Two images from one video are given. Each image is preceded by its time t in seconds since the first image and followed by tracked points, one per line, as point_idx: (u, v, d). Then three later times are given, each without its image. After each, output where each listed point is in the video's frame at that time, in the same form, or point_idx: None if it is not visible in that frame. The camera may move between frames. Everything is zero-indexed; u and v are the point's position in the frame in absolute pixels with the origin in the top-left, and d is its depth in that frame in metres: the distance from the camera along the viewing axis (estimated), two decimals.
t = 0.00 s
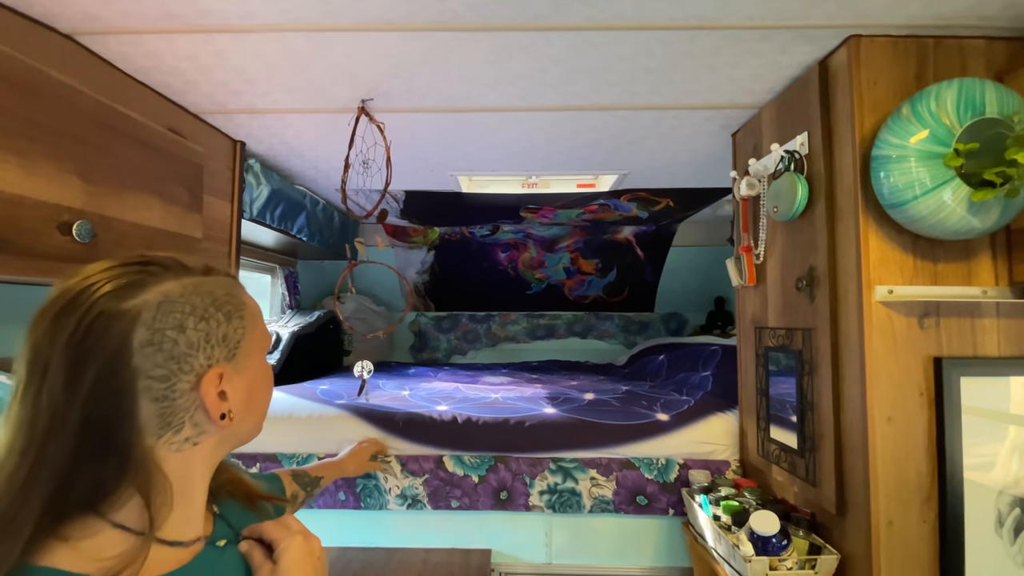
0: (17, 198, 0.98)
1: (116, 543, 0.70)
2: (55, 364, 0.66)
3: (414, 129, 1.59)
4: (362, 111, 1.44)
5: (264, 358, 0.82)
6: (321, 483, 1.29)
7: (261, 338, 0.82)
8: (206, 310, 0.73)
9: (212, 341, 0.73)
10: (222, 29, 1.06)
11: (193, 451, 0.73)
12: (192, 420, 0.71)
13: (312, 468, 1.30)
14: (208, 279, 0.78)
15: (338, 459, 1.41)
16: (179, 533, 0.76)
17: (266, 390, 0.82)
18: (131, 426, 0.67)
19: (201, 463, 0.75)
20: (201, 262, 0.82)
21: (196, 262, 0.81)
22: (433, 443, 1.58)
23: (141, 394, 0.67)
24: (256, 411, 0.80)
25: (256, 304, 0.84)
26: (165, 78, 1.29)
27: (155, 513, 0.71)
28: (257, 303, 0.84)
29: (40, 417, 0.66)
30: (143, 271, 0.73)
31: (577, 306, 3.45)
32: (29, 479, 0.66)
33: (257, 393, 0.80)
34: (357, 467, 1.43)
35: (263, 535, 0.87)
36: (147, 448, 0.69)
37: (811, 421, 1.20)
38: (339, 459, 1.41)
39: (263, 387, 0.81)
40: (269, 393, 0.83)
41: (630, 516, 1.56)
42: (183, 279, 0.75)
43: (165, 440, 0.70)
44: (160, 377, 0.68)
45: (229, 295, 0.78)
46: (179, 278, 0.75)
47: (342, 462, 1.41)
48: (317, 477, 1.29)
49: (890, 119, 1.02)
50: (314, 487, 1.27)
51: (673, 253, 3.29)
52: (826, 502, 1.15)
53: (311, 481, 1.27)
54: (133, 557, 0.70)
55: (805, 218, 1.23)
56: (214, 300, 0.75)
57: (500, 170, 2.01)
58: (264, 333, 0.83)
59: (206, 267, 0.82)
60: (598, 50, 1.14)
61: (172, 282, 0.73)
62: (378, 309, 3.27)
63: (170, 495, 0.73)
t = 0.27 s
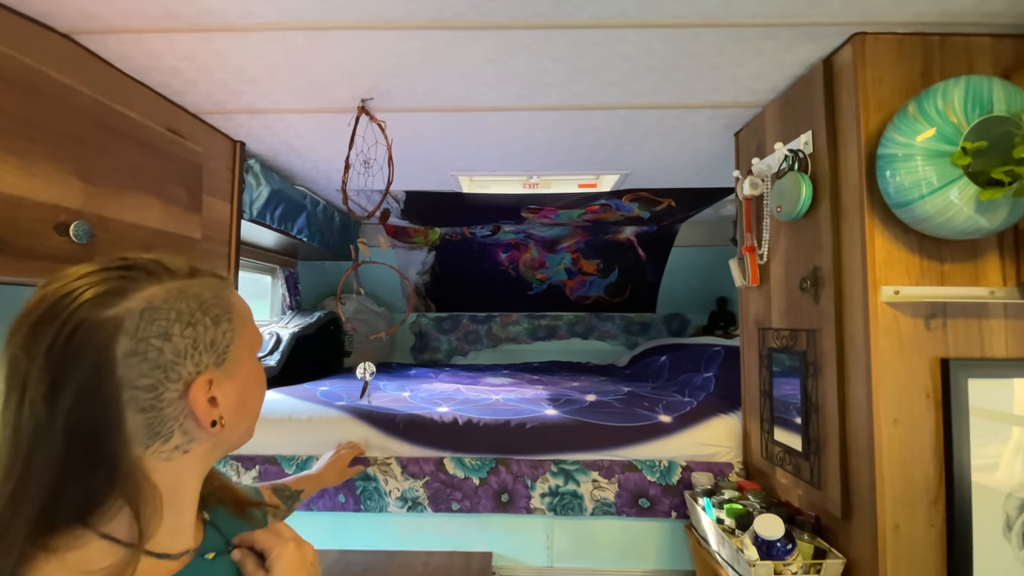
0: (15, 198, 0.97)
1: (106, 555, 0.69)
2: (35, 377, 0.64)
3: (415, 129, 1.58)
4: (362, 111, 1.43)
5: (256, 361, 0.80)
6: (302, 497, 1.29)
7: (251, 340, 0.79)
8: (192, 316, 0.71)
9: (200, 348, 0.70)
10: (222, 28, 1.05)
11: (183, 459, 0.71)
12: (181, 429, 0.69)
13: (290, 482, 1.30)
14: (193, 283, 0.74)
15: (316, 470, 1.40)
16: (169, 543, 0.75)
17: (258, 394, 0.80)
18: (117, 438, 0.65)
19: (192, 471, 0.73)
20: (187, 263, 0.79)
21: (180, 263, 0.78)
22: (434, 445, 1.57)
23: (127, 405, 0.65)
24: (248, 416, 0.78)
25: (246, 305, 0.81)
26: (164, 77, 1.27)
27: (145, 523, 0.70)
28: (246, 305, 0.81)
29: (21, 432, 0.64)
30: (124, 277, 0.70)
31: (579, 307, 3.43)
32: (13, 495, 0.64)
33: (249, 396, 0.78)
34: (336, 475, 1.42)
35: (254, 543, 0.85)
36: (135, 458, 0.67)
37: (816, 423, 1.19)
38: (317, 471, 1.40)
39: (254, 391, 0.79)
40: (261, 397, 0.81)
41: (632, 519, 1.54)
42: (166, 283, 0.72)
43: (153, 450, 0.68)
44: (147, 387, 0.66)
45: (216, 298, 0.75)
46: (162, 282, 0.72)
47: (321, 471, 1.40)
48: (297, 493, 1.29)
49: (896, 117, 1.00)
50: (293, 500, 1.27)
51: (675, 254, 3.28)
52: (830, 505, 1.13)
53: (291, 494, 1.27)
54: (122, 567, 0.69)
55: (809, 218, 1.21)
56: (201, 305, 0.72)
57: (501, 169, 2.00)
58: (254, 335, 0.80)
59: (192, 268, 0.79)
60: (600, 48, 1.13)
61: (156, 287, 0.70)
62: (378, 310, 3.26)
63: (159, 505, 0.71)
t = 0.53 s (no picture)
0: (5, 201, 0.95)
1: (93, 572, 0.66)
2: (13, 394, 0.61)
3: (413, 129, 1.55)
4: (359, 110, 1.40)
5: (246, 367, 0.77)
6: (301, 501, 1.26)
7: (241, 345, 0.77)
8: (176, 325, 0.68)
9: (186, 358, 0.68)
10: (215, 26, 1.03)
11: (171, 471, 0.69)
12: (169, 440, 0.67)
13: (289, 486, 1.26)
14: (177, 289, 0.71)
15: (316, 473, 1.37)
16: (160, 556, 0.73)
17: (249, 400, 0.77)
18: (101, 454, 0.63)
19: (182, 482, 0.71)
20: (169, 267, 0.74)
21: (161, 267, 0.74)
22: (433, 450, 1.55)
23: (111, 420, 0.63)
24: (239, 423, 0.76)
25: (234, 309, 0.78)
26: (158, 77, 1.25)
27: (134, 537, 0.68)
28: (235, 309, 0.79)
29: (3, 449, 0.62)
30: (102, 286, 0.66)
31: (580, 308, 3.40)
32: None
33: (240, 403, 0.75)
34: (336, 481, 1.39)
35: (244, 553, 0.82)
36: (121, 473, 0.65)
37: (822, 429, 1.16)
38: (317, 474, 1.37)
39: (245, 398, 0.77)
40: (252, 402, 0.79)
41: (634, 525, 1.52)
42: (147, 291, 0.68)
43: (140, 463, 0.66)
44: (130, 401, 0.63)
45: (201, 305, 0.72)
46: (142, 290, 0.68)
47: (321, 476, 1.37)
48: (295, 497, 1.25)
49: (906, 116, 0.98)
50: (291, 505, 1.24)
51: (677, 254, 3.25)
52: (838, 513, 1.11)
53: (289, 499, 1.24)
54: None
55: (815, 219, 1.19)
56: (185, 313, 0.69)
57: (501, 170, 1.97)
58: (244, 340, 0.78)
59: (174, 271, 0.74)
60: (601, 46, 1.10)
61: (136, 296, 0.67)
62: (378, 312, 3.23)
63: (148, 519, 0.69)
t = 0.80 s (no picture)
0: None
1: None
2: None
3: (412, 126, 1.52)
4: (356, 107, 1.37)
5: (232, 372, 0.76)
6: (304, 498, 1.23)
7: (227, 349, 0.76)
8: (157, 330, 0.66)
9: (168, 364, 0.66)
10: (207, 20, 1.00)
11: (155, 482, 0.67)
12: (152, 450, 0.65)
13: (291, 485, 1.22)
14: (157, 291, 0.69)
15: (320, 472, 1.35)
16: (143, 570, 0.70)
17: (236, 405, 0.77)
18: (79, 468, 0.60)
19: (167, 492, 0.69)
20: (147, 267, 0.71)
21: (139, 267, 0.70)
22: (432, 454, 1.52)
23: (88, 432, 0.60)
24: (226, 429, 0.75)
25: (218, 311, 0.77)
26: (151, 73, 1.23)
27: (115, 553, 0.65)
28: (219, 312, 0.77)
29: None
30: (74, 289, 0.63)
31: (582, 308, 3.37)
32: None
33: (228, 409, 0.74)
34: (337, 480, 1.37)
35: (234, 566, 0.82)
36: (101, 486, 0.62)
37: (831, 434, 1.13)
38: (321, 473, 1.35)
39: (232, 404, 0.76)
40: (239, 408, 0.78)
41: (638, 531, 1.48)
42: (125, 294, 0.66)
43: (121, 476, 0.63)
44: (109, 412, 0.61)
45: (183, 308, 0.70)
46: (118, 292, 0.65)
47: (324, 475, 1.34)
48: (298, 495, 1.22)
49: (920, 111, 0.94)
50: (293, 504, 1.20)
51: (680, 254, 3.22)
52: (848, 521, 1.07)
53: (291, 497, 1.20)
54: None
55: (824, 218, 1.16)
56: (166, 317, 0.67)
57: (502, 168, 1.94)
58: (230, 345, 0.77)
59: (154, 271, 0.71)
60: (604, 40, 1.07)
61: (113, 300, 0.64)
62: (378, 312, 3.20)
63: (129, 533, 0.66)
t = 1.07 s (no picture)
0: None
1: None
2: None
3: (411, 123, 1.49)
4: (353, 103, 1.34)
5: (219, 376, 0.74)
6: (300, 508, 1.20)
7: (213, 352, 0.73)
8: (136, 333, 0.63)
9: (149, 369, 0.64)
10: (198, 12, 0.97)
11: (136, 493, 0.64)
12: (132, 460, 0.63)
13: (286, 493, 1.20)
14: (137, 291, 0.67)
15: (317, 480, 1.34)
16: None
17: (222, 411, 0.74)
18: (53, 479, 0.59)
19: (150, 504, 0.67)
20: (128, 266, 0.68)
21: (119, 266, 0.68)
22: (431, 457, 1.49)
23: (63, 442, 0.59)
24: (211, 435, 0.73)
25: (204, 311, 0.74)
26: (143, 68, 1.20)
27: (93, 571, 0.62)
28: (205, 313, 0.75)
29: None
30: (47, 290, 0.61)
31: (585, 308, 3.33)
32: None
33: (213, 415, 0.72)
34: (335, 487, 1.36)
35: None
36: (78, 499, 0.60)
37: (842, 437, 1.10)
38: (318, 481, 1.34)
39: (218, 409, 0.73)
40: (227, 413, 0.76)
41: (642, 536, 1.45)
42: (102, 295, 0.63)
43: (100, 488, 0.61)
44: (85, 420, 0.59)
45: (165, 310, 0.68)
46: (96, 293, 0.63)
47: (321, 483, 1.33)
48: (295, 504, 1.20)
49: (935, 103, 0.91)
50: (292, 513, 1.18)
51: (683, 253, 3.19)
52: (860, 527, 1.04)
53: (288, 506, 1.18)
54: None
55: (835, 215, 1.12)
56: (147, 319, 0.65)
57: (503, 166, 1.91)
58: (216, 348, 0.74)
59: (134, 270, 0.69)
60: (607, 31, 1.04)
61: (89, 301, 0.62)
62: (378, 312, 3.18)
63: (109, 549, 0.63)
